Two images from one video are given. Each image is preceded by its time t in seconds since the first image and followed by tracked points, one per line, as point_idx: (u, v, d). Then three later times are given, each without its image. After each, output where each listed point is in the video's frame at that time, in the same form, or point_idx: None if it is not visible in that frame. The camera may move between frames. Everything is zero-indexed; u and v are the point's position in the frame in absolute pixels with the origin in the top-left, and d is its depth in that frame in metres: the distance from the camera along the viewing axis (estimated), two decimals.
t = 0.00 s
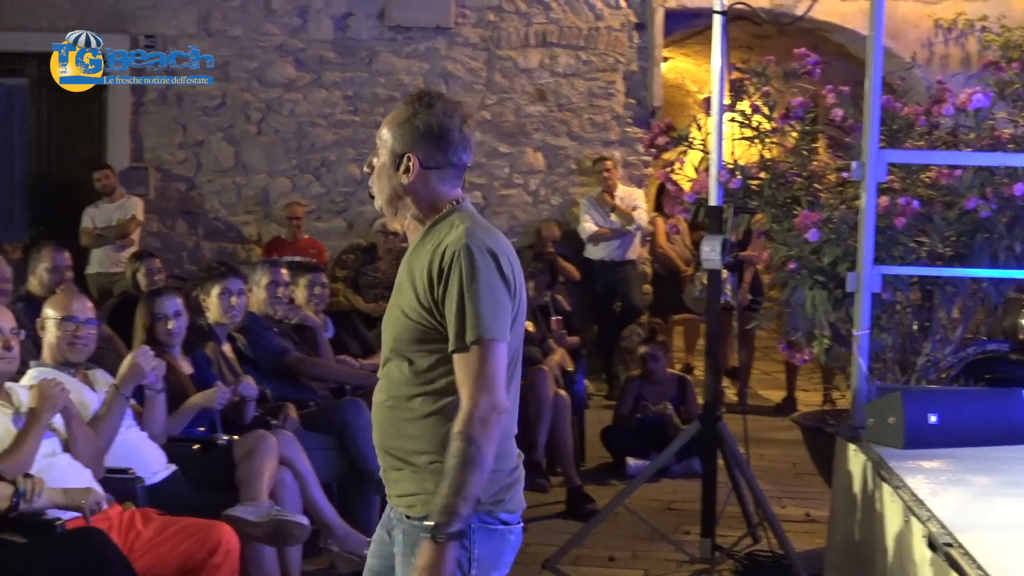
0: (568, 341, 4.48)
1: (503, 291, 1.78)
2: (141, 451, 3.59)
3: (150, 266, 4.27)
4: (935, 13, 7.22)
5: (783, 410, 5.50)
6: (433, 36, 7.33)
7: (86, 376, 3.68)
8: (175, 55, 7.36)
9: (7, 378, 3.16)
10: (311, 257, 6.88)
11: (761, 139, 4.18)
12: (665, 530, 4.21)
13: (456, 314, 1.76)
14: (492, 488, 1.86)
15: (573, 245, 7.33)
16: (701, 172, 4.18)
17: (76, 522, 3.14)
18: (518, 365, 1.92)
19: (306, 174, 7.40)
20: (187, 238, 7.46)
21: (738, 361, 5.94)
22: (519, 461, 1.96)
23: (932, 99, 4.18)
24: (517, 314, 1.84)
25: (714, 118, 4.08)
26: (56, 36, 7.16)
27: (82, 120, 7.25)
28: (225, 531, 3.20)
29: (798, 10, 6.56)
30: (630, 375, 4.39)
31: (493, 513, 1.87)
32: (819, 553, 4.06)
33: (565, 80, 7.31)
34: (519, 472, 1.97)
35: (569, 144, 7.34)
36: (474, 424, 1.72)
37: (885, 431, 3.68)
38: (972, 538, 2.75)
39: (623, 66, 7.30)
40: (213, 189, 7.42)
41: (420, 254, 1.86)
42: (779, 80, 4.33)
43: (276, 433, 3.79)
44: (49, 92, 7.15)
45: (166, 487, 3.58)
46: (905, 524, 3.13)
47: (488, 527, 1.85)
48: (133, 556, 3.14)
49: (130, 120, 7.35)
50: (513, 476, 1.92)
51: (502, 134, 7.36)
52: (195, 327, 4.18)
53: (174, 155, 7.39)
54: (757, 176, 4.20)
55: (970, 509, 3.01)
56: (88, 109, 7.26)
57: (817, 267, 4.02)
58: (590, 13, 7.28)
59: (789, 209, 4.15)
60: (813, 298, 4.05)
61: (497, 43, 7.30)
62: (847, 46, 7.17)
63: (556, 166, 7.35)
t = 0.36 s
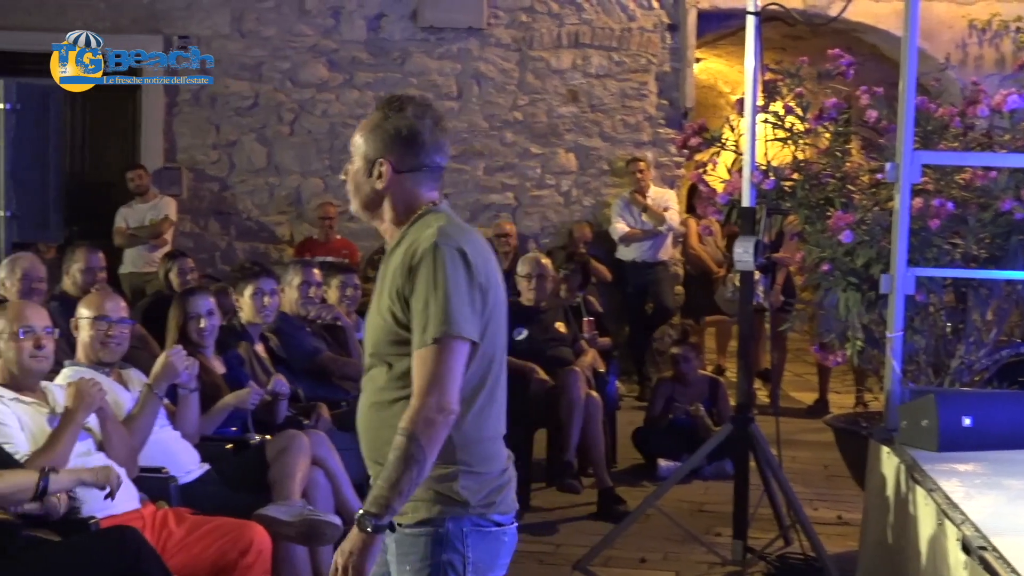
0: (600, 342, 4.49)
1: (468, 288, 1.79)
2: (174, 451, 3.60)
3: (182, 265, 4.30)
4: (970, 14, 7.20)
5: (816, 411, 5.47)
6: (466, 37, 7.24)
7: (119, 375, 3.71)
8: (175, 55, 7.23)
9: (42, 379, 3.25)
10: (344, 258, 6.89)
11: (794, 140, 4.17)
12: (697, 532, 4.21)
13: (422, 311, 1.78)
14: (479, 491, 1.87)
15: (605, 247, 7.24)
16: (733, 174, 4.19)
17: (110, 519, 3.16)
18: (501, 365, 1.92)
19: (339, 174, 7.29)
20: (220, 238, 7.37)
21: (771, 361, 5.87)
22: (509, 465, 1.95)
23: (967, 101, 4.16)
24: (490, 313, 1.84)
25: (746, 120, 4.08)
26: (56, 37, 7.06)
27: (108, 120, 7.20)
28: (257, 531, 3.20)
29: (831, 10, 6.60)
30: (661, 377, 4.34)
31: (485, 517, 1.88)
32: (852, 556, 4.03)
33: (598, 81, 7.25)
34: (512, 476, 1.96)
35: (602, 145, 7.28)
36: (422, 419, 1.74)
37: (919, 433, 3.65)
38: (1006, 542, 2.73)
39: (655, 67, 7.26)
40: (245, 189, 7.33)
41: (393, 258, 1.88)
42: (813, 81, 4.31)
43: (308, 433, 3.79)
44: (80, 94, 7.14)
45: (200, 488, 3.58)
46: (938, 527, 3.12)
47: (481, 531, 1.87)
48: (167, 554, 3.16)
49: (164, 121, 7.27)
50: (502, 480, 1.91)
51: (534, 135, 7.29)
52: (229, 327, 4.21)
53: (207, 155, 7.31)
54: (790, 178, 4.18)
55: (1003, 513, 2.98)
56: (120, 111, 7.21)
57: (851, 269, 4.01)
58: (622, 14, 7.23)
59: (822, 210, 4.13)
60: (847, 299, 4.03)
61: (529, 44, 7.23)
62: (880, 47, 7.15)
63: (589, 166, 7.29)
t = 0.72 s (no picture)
0: (647, 343, 4.47)
1: (425, 278, 1.83)
2: (225, 448, 3.61)
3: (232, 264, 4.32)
4: (1019, 17, 7.18)
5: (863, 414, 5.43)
6: (514, 37, 6.91)
7: (170, 373, 3.74)
8: (175, 55, 6.89)
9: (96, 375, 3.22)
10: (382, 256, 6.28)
11: (843, 142, 4.17)
12: (746, 534, 4.20)
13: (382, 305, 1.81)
14: (455, 485, 1.93)
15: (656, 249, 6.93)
16: (783, 175, 4.17)
17: (162, 516, 3.16)
18: (466, 353, 1.96)
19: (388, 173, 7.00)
20: (268, 237, 7.03)
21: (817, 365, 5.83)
22: (485, 455, 2.01)
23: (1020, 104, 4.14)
24: (445, 302, 1.88)
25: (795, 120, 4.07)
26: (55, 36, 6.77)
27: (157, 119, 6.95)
28: (306, 527, 3.20)
29: (880, 12, 6.63)
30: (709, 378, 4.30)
31: (461, 512, 1.93)
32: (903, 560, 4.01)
33: (646, 82, 6.92)
34: (488, 466, 2.02)
35: (649, 146, 6.95)
36: (406, 409, 1.78)
37: (968, 438, 3.64)
38: None
39: (703, 68, 6.92)
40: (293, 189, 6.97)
41: (344, 257, 1.90)
42: (863, 83, 4.31)
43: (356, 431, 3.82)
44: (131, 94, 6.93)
45: (252, 485, 3.59)
46: (990, 533, 3.09)
47: (456, 528, 1.93)
48: (217, 552, 3.14)
49: (213, 120, 6.94)
50: (479, 470, 1.97)
51: (582, 135, 6.95)
52: (278, 327, 4.24)
53: (256, 155, 6.97)
54: (840, 180, 4.15)
55: None
56: (169, 110, 6.96)
57: (900, 271, 4.00)
58: (671, 15, 6.89)
59: (872, 213, 4.09)
60: (896, 303, 4.02)
61: (577, 44, 6.89)
62: (929, 49, 7.13)
63: (636, 168, 6.96)
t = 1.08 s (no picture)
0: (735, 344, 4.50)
1: (457, 264, 1.84)
2: (314, 445, 3.62)
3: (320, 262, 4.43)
4: None
5: (953, 418, 5.36)
6: (603, 38, 6.89)
7: (262, 369, 3.76)
8: (176, 55, 6.90)
9: (188, 370, 3.24)
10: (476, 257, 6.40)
11: (937, 144, 4.09)
12: (832, 538, 4.18)
13: (413, 292, 1.83)
14: (503, 474, 1.90)
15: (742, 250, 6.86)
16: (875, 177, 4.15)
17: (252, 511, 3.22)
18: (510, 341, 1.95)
19: (474, 173, 6.96)
20: (356, 237, 6.88)
21: (908, 370, 5.73)
22: (535, 444, 1.98)
23: None
24: (481, 289, 1.89)
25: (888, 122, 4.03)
26: (55, 36, 6.90)
27: (250, 113, 6.99)
28: (394, 519, 3.06)
29: (975, 13, 6.63)
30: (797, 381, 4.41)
31: (508, 501, 1.92)
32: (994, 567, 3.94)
33: (735, 83, 6.88)
34: (539, 455, 2.00)
35: (738, 147, 6.92)
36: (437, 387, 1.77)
37: None
38: None
39: (793, 69, 6.86)
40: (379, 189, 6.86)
41: (382, 252, 1.93)
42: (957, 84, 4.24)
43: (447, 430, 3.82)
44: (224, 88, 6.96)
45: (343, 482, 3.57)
46: None
47: (502, 518, 1.91)
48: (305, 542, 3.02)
49: (303, 118, 6.90)
50: (528, 458, 1.94)
51: (670, 136, 6.92)
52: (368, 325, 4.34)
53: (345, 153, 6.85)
54: (933, 182, 4.07)
55: None
56: (260, 103, 6.96)
57: (994, 275, 4.01)
58: (761, 16, 6.86)
59: (965, 216, 4.04)
60: (989, 307, 4.05)
61: (666, 45, 6.88)
62: None
63: (725, 169, 6.92)
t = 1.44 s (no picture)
0: (788, 344, 4.53)
1: (473, 256, 1.76)
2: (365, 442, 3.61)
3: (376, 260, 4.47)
4: None
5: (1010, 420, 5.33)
6: (658, 35, 6.88)
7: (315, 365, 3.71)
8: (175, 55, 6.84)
9: (246, 365, 3.23)
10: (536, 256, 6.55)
11: (995, 142, 3.99)
12: (886, 539, 4.15)
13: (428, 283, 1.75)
14: (515, 476, 1.81)
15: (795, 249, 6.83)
16: (931, 175, 4.18)
17: (306, 507, 3.11)
18: (532, 338, 1.87)
19: (528, 172, 6.94)
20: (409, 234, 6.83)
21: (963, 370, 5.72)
22: (554, 445, 1.89)
23: None
24: (500, 282, 1.80)
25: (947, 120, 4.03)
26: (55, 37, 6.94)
27: (309, 109, 6.91)
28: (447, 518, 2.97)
29: None
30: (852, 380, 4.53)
31: (521, 504, 1.83)
32: None
33: (790, 81, 6.87)
34: (560, 458, 1.90)
35: (793, 145, 6.91)
36: (449, 376, 1.70)
37: None
38: None
39: (850, 67, 6.87)
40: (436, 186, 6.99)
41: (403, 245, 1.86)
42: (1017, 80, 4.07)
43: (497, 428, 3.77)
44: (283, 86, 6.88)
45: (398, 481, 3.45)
46: None
47: (515, 521, 1.83)
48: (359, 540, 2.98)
49: (358, 117, 6.87)
50: (545, 460, 1.86)
51: (725, 134, 6.90)
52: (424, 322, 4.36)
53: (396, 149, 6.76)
54: (992, 181, 4.00)
55: None
56: (320, 101, 6.89)
57: None
58: (817, 13, 6.86)
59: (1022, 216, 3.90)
60: None
61: (721, 42, 6.86)
62: None
63: (779, 167, 6.91)
